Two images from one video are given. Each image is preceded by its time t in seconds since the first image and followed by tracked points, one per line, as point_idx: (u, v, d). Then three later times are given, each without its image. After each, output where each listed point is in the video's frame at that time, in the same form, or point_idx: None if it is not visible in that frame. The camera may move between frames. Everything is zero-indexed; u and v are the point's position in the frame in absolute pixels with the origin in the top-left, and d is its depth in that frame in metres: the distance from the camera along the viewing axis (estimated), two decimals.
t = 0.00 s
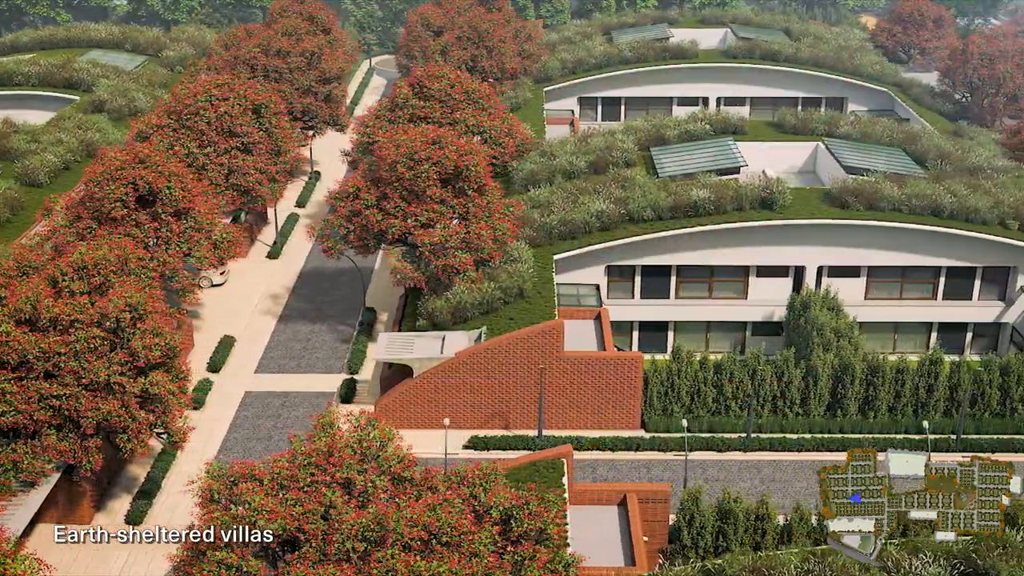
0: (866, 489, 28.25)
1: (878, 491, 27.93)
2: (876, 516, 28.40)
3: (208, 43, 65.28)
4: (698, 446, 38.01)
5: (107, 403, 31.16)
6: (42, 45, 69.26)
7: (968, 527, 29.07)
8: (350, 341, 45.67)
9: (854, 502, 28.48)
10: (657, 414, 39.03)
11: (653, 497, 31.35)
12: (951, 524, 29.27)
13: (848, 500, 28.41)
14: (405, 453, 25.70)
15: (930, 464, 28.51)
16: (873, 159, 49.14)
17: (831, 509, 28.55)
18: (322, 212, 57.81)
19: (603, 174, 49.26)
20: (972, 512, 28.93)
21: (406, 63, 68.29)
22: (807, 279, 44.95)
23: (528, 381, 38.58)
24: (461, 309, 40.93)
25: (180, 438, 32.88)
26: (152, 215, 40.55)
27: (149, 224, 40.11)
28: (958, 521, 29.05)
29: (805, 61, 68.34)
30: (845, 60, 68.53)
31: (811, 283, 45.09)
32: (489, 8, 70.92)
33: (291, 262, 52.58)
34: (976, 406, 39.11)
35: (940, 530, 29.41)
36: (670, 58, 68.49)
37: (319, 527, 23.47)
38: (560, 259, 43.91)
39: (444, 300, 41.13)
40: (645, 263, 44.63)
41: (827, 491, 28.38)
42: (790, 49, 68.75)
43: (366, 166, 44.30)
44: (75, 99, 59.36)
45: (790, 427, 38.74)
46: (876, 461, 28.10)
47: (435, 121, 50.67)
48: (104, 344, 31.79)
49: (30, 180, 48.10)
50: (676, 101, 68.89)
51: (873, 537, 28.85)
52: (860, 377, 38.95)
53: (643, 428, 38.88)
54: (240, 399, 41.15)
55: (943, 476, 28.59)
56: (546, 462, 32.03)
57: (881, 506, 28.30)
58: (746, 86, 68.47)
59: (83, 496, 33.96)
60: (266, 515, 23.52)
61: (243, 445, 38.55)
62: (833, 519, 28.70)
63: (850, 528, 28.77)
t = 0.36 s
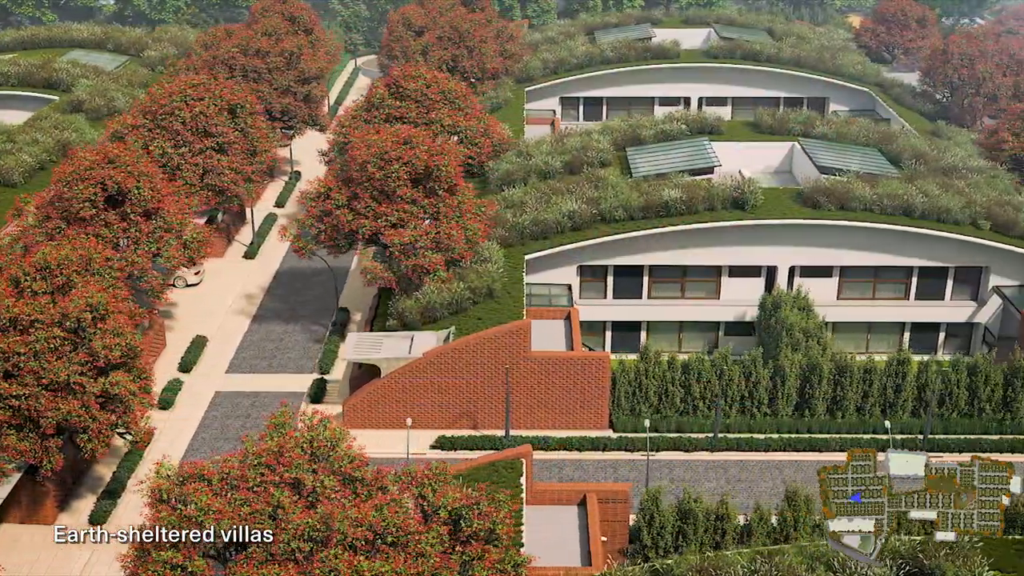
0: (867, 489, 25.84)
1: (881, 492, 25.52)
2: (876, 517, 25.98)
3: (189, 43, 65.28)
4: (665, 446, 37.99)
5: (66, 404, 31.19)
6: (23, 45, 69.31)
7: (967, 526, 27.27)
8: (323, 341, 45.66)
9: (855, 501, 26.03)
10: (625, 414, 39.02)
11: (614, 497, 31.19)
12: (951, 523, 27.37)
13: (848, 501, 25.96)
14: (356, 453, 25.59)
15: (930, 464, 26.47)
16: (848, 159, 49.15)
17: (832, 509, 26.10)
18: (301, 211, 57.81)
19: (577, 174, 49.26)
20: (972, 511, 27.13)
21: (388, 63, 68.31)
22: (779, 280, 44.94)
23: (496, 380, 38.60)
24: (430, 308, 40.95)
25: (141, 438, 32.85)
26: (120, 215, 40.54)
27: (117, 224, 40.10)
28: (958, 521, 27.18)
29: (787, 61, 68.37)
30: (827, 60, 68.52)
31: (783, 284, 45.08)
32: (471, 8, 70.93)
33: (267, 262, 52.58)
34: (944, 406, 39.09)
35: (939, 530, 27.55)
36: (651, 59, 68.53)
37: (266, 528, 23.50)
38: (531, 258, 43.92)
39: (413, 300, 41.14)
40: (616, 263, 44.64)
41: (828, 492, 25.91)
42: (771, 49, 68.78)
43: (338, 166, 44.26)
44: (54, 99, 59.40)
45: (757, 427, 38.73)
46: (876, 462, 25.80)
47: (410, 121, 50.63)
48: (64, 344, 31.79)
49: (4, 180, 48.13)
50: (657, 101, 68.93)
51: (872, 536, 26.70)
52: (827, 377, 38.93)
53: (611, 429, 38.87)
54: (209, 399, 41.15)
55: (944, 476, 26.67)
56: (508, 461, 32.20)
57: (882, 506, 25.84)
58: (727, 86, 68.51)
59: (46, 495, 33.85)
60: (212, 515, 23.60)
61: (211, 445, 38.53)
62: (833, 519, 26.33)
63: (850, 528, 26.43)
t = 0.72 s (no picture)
0: (867, 487, 25.48)
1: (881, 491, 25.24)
2: (876, 516, 25.67)
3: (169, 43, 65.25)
4: (632, 447, 38.02)
5: (26, 404, 31.27)
6: (5, 44, 69.30)
7: (967, 527, 26.67)
8: (295, 341, 45.64)
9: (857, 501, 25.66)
10: (592, 414, 39.03)
11: (571, 497, 31.17)
12: (951, 525, 26.77)
13: (848, 501, 25.62)
14: (308, 453, 25.56)
15: (931, 466, 25.99)
16: (822, 159, 49.15)
17: (831, 508, 25.75)
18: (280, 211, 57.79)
19: (552, 174, 49.27)
20: (973, 512, 26.52)
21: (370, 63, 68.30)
22: (752, 279, 44.93)
23: (462, 381, 38.61)
24: (399, 309, 40.95)
25: (103, 438, 32.87)
26: (90, 215, 40.53)
27: (86, 224, 40.10)
28: (958, 522, 26.64)
29: (768, 61, 68.39)
30: (808, 60, 68.52)
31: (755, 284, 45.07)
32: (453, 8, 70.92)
33: (244, 262, 52.59)
34: (911, 406, 39.10)
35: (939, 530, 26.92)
36: (633, 59, 68.54)
37: (213, 528, 23.49)
38: (503, 258, 43.90)
39: (382, 300, 41.15)
40: (588, 263, 44.62)
41: (827, 492, 25.60)
42: (753, 49, 68.80)
43: (310, 166, 44.26)
44: (32, 99, 59.40)
45: (725, 427, 38.76)
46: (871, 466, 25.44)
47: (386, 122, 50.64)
48: (25, 344, 31.80)
49: None
50: (639, 101, 68.93)
51: (873, 536, 26.07)
52: (795, 377, 38.94)
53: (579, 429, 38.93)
54: (179, 399, 41.13)
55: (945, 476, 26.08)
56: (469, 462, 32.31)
57: (882, 506, 25.53)
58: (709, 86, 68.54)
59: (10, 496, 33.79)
60: (158, 515, 23.62)
61: (179, 445, 38.49)
62: (833, 519, 25.89)
63: (850, 529, 25.98)
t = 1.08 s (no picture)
0: (868, 487, 25.60)
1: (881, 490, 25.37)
2: (876, 516, 25.78)
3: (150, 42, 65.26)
4: (599, 447, 38.05)
5: None
6: None
7: (968, 527, 26.70)
8: (268, 341, 45.65)
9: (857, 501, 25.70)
10: (560, 414, 39.07)
11: (532, 497, 30.98)
12: (952, 525, 26.69)
13: (848, 501, 25.67)
14: (258, 451, 25.54)
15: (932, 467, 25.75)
16: (796, 159, 49.15)
17: (831, 508, 25.80)
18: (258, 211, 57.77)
19: (526, 174, 49.27)
20: (973, 512, 26.43)
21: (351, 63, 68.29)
22: (724, 279, 44.92)
23: (430, 381, 38.62)
24: (368, 309, 40.96)
25: (63, 438, 32.87)
26: (58, 215, 40.50)
27: (55, 224, 40.07)
28: (958, 521, 26.55)
29: (749, 61, 68.42)
30: (790, 60, 68.54)
31: (727, 284, 45.06)
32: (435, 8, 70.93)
33: (220, 262, 52.59)
34: (879, 406, 39.12)
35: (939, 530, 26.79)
36: (614, 59, 68.54)
37: (160, 528, 23.47)
38: (474, 258, 43.89)
39: (352, 300, 41.17)
40: (560, 263, 44.60)
41: (827, 491, 25.61)
42: (734, 49, 68.81)
43: (282, 166, 44.27)
44: (11, 99, 59.41)
45: (692, 428, 38.80)
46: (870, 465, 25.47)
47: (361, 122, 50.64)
48: None
49: None
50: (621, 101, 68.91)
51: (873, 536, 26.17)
52: (763, 377, 38.96)
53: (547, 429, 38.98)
54: (149, 399, 41.14)
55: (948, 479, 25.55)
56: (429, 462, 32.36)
57: (882, 506, 25.65)
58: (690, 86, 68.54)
59: None
60: (105, 516, 23.60)
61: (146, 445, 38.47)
62: (833, 519, 25.93)
63: (850, 529, 26.05)
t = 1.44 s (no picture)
0: (867, 487, 27.42)
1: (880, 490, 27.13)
2: (875, 516, 27.53)
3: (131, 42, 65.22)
4: (567, 447, 38.07)
5: None
6: None
7: (968, 527, 28.43)
8: (240, 341, 45.66)
9: (856, 500, 27.53)
10: (528, 414, 39.09)
11: (491, 497, 31.00)
12: (952, 524, 28.56)
13: (847, 500, 27.50)
14: (209, 451, 25.56)
15: (930, 466, 27.95)
16: (770, 160, 49.14)
17: (831, 507, 27.61)
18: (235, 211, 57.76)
19: (501, 174, 49.26)
20: (973, 512, 28.27)
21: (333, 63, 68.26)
22: (696, 278, 44.91)
23: (397, 381, 38.61)
24: (337, 308, 40.94)
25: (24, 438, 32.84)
26: (27, 215, 40.40)
27: (24, 224, 39.97)
28: (958, 521, 28.41)
29: (730, 61, 68.39)
30: (771, 59, 68.51)
31: (699, 284, 45.04)
32: (417, 8, 70.91)
33: (196, 262, 52.58)
34: (848, 406, 39.10)
35: (939, 530, 28.72)
36: (595, 59, 68.50)
37: (108, 528, 23.48)
38: (445, 258, 43.86)
39: (322, 300, 41.17)
40: (531, 263, 44.55)
41: (827, 491, 27.46)
42: (716, 49, 68.77)
43: (253, 166, 44.27)
44: None
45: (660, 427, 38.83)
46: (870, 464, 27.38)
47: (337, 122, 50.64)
48: None
49: None
50: (602, 100, 68.83)
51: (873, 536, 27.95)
52: (731, 378, 38.93)
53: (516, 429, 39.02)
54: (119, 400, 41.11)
55: (943, 476, 28.08)
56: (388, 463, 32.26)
57: (881, 506, 27.40)
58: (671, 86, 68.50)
59: None
60: (52, 515, 23.44)
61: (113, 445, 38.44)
62: (833, 519, 27.76)
63: (849, 528, 27.82)
